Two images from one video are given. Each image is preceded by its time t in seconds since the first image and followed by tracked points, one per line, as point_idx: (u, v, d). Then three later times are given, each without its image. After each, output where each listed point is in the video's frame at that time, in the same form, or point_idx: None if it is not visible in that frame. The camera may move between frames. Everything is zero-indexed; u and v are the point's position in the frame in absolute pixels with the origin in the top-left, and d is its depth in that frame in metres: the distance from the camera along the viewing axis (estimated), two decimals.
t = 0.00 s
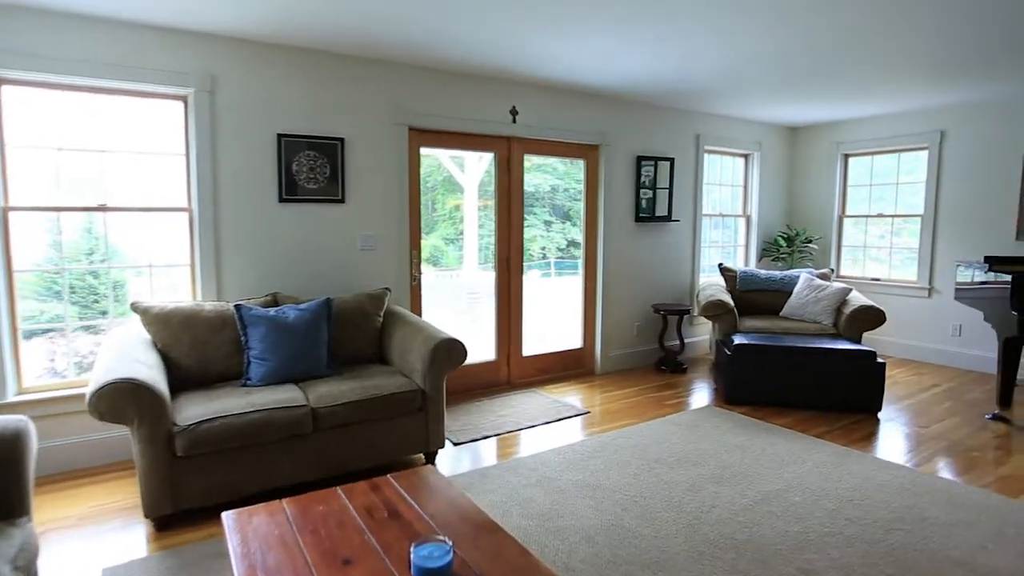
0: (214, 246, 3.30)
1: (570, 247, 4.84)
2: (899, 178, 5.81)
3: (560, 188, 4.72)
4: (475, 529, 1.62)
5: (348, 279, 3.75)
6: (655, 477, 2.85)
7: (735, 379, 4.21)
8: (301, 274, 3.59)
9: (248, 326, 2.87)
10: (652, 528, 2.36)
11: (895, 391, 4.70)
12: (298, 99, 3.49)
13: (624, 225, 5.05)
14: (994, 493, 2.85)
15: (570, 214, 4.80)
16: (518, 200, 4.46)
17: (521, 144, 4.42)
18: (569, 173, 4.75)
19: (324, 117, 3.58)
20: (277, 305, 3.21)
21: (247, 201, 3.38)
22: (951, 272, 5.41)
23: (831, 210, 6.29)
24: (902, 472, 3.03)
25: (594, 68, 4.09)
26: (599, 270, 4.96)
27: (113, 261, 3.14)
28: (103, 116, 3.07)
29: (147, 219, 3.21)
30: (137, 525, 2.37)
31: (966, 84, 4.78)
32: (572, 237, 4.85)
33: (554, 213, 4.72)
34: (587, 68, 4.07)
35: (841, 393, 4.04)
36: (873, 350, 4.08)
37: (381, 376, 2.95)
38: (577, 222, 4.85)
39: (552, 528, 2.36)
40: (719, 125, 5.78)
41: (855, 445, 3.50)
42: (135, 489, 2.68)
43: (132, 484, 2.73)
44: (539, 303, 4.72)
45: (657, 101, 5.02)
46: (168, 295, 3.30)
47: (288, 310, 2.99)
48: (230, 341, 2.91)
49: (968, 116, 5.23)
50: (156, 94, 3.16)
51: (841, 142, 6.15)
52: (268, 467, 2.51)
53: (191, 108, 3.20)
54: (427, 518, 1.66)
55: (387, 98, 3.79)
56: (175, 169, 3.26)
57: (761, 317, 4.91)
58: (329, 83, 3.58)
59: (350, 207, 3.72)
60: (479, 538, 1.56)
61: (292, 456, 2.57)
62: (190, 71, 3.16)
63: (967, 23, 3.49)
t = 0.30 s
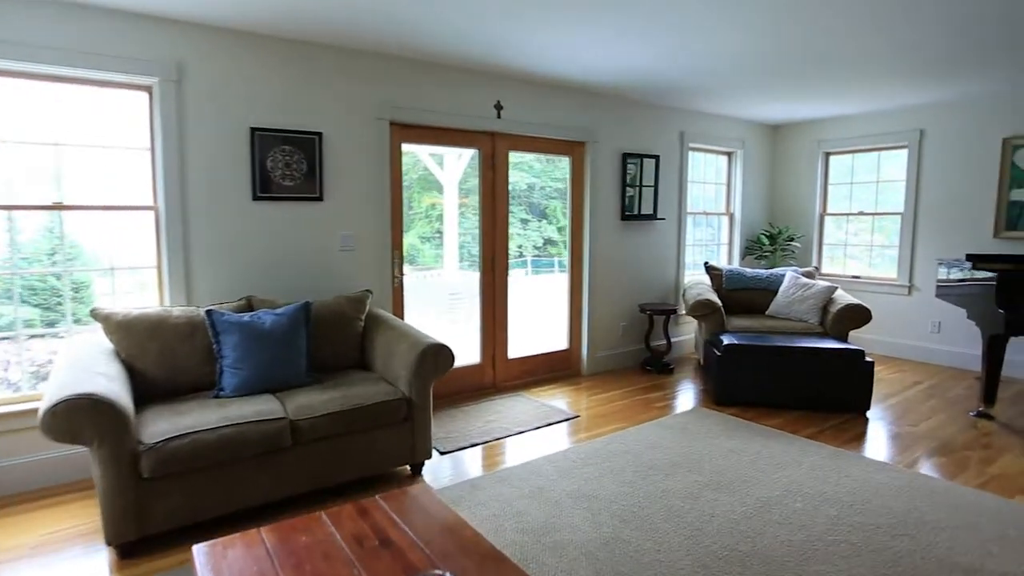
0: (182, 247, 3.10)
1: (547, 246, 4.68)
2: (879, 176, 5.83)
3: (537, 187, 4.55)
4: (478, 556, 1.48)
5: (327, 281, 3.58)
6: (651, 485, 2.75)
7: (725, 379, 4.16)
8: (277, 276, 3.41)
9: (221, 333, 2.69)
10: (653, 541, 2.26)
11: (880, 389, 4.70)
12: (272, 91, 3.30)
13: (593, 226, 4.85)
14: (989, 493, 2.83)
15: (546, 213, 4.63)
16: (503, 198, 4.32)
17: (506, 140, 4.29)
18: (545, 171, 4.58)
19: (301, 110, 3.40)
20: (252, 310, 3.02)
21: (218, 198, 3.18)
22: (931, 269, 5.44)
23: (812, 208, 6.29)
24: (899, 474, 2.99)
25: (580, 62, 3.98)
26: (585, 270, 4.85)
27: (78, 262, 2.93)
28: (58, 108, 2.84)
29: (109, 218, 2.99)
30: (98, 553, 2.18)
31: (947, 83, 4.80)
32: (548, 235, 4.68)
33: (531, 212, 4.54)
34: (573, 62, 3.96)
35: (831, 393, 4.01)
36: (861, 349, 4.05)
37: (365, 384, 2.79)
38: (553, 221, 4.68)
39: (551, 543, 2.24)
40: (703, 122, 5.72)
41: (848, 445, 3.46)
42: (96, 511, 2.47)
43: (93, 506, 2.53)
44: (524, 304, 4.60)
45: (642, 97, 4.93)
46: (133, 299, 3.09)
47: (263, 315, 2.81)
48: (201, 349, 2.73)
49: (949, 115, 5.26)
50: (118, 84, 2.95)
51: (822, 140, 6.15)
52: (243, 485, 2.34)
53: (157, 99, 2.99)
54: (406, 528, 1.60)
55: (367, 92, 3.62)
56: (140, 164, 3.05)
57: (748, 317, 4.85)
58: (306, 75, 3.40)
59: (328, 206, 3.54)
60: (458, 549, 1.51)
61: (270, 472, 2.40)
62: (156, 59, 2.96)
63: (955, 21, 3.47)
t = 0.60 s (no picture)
0: (146, 248, 2.89)
1: (521, 245, 4.50)
2: (856, 174, 5.86)
3: (511, 186, 4.37)
4: None
5: (303, 284, 3.40)
6: (646, 493, 2.66)
7: (712, 380, 4.10)
8: (249, 279, 3.22)
9: (188, 341, 2.51)
10: (653, 554, 2.17)
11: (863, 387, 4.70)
12: (242, 83, 3.11)
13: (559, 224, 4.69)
14: (983, 492, 2.80)
15: (521, 213, 4.46)
16: (485, 196, 4.19)
17: (488, 136, 4.16)
18: (520, 170, 4.41)
19: (273, 103, 3.22)
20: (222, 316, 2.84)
21: (185, 196, 2.99)
22: (909, 267, 5.48)
23: (792, 206, 6.30)
24: (892, 474, 2.95)
25: (564, 56, 3.87)
26: (569, 270, 4.75)
27: (39, 264, 2.72)
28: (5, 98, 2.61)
29: (65, 218, 2.77)
30: None
31: (925, 83, 4.82)
32: (522, 235, 4.50)
33: (505, 211, 4.36)
34: (557, 56, 3.85)
35: (818, 392, 3.98)
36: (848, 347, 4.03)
37: (345, 393, 2.64)
38: (527, 220, 4.51)
39: (548, 560, 2.13)
40: (684, 120, 5.67)
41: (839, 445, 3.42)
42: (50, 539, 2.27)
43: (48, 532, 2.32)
44: (507, 306, 4.48)
45: (625, 93, 4.85)
46: (92, 305, 2.88)
47: (234, 320, 2.63)
48: (167, 358, 2.54)
49: (926, 114, 5.29)
50: (73, 72, 2.73)
51: (802, 138, 6.16)
52: (213, 505, 2.17)
53: (116, 89, 2.78)
54: (399, 561, 1.44)
55: (343, 85, 3.45)
56: (98, 160, 2.83)
57: (732, 317, 4.80)
58: (278, 65, 3.22)
59: (303, 204, 3.36)
60: None
61: (243, 491, 2.23)
62: (114, 46, 2.74)
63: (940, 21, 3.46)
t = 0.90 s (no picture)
0: (103, 250, 2.68)
1: (495, 243, 4.31)
2: (834, 172, 5.89)
3: (484, 185, 4.19)
4: None
5: (275, 287, 3.22)
6: (641, 502, 2.56)
7: (698, 382, 4.03)
8: (217, 282, 3.02)
9: (151, 351, 2.32)
10: (654, 570, 2.07)
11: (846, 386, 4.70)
12: (208, 73, 2.91)
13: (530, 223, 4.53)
14: (976, 494, 2.78)
15: (494, 211, 4.27)
16: (466, 193, 4.05)
17: (468, 132, 4.02)
18: (494, 169, 4.23)
19: (242, 94, 3.02)
20: (189, 323, 2.64)
21: (146, 194, 2.78)
22: (887, 265, 5.52)
23: (771, 204, 6.30)
24: (886, 476, 2.91)
25: (548, 51, 3.75)
26: (552, 270, 4.64)
27: None
28: None
29: (12, 218, 2.54)
30: None
31: (904, 83, 4.84)
32: (496, 233, 4.31)
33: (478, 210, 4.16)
34: (541, 50, 3.73)
35: (805, 392, 3.95)
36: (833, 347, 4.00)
37: (322, 405, 2.47)
38: (501, 219, 4.32)
39: None
40: (665, 117, 5.61)
41: (829, 446, 3.38)
42: None
43: None
44: (489, 307, 4.34)
45: (607, 88, 4.76)
46: (43, 312, 2.65)
47: (202, 328, 2.44)
48: (127, 370, 2.34)
49: (903, 113, 5.33)
50: (19, 59, 2.50)
51: (781, 136, 6.16)
52: (180, 531, 2.00)
53: (68, 77, 2.56)
54: None
55: (317, 76, 3.27)
56: (49, 155, 2.61)
57: (715, 316, 4.74)
58: (247, 55, 3.03)
59: (275, 203, 3.18)
60: None
61: (212, 514, 2.06)
62: (65, 31, 2.52)
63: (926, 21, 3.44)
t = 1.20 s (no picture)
0: (55, 253, 2.47)
1: (464, 242, 4.12)
2: (807, 172, 5.94)
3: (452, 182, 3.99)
4: None
5: (245, 291, 3.04)
6: (634, 512, 2.49)
7: (680, 383, 3.99)
8: (182, 286, 2.83)
9: (109, 363, 2.13)
10: None
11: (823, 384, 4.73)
12: (171, 62, 2.71)
13: (499, 223, 4.36)
14: (962, 494, 2.79)
15: (463, 210, 4.08)
16: (445, 192, 3.93)
17: (447, 128, 3.89)
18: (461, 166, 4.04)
19: (207, 86, 2.83)
20: (151, 332, 2.46)
21: (103, 192, 2.58)
22: (859, 264, 5.59)
23: (746, 203, 6.32)
24: (873, 478, 2.91)
25: (530, 46, 3.65)
26: (531, 271, 4.54)
27: None
28: None
29: None
30: None
31: (878, 84, 4.90)
32: (465, 232, 4.12)
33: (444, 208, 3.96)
34: (523, 45, 3.62)
35: (786, 393, 3.95)
36: (814, 347, 4.01)
37: (298, 417, 2.32)
38: (470, 217, 4.13)
39: None
40: (643, 116, 5.58)
41: (814, 447, 3.37)
42: None
43: None
44: (468, 309, 4.22)
45: (587, 86, 4.69)
46: None
47: (165, 337, 2.27)
48: (82, 384, 2.16)
49: (875, 114, 5.41)
50: None
51: (755, 136, 6.19)
52: (144, 559, 1.83)
53: (14, 65, 2.35)
54: None
55: (288, 68, 3.10)
56: None
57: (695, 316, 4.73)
58: (213, 44, 2.84)
59: (244, 202, 3.00)
60: None
61: (178, 540, 1.90)
62: (10, 14, 2.31)
63: (907, 23, 3.45)
